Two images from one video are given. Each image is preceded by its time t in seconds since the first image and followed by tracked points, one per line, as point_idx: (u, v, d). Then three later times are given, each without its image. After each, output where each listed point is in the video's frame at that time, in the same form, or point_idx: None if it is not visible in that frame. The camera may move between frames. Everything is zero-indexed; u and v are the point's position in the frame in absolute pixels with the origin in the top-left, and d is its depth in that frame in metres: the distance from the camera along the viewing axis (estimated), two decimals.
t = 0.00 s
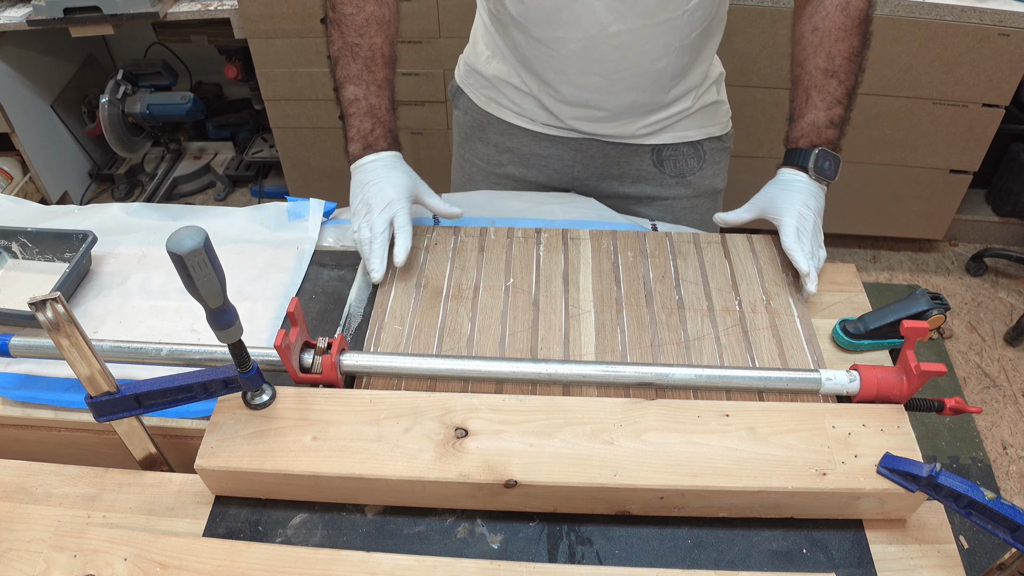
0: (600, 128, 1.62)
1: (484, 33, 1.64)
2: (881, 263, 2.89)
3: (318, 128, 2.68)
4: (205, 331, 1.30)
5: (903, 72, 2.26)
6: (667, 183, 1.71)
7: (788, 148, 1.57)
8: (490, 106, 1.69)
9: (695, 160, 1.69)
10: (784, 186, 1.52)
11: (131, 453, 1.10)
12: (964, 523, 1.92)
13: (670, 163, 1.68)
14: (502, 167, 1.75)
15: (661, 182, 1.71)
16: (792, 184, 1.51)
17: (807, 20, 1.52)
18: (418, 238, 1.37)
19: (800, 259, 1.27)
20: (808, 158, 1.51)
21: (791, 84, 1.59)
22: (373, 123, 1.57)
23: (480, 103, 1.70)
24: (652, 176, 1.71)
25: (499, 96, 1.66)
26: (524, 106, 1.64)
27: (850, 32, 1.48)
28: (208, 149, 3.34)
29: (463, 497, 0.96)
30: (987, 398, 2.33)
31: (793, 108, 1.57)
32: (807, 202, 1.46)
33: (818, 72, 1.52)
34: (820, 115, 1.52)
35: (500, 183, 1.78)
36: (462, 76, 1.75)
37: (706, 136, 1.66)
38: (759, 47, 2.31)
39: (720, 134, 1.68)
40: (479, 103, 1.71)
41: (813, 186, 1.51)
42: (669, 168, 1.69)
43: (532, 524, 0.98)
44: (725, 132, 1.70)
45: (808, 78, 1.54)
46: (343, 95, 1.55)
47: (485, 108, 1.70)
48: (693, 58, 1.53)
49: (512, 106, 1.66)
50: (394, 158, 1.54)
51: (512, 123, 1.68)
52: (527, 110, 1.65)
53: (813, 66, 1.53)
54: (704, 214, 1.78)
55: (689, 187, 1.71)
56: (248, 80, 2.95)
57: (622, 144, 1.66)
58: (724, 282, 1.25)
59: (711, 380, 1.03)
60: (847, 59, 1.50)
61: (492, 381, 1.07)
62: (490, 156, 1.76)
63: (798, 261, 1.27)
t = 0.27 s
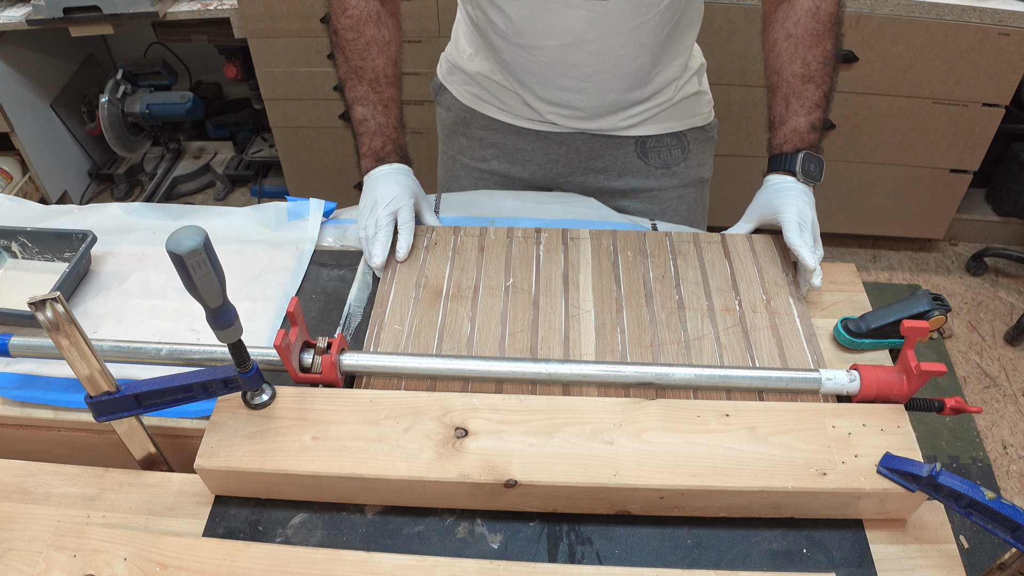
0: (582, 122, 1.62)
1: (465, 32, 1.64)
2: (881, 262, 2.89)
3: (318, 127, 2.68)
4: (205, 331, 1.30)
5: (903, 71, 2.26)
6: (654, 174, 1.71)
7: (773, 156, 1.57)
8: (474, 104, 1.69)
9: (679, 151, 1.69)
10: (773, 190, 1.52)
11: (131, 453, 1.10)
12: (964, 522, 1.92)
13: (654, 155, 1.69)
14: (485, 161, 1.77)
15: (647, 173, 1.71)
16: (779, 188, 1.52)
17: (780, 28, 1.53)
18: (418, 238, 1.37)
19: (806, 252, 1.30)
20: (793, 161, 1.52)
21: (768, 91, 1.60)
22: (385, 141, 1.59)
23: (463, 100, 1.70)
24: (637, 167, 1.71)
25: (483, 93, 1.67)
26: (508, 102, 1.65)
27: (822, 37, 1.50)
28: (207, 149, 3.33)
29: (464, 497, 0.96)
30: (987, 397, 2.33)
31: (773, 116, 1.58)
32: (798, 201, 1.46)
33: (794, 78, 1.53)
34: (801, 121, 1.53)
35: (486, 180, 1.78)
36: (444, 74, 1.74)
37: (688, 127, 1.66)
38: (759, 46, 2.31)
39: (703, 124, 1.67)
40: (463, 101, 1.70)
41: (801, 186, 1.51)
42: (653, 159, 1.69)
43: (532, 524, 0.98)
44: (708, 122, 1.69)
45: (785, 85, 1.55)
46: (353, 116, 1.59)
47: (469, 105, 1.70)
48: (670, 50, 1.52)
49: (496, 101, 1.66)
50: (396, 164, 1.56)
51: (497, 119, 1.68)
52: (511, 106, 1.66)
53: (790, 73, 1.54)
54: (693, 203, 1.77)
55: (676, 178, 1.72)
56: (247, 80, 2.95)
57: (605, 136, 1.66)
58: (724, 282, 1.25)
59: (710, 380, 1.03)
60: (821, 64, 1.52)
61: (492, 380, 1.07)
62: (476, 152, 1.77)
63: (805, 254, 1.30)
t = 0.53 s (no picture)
0: (592, 123, 1.68)
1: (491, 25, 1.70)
2: (881, 263, 2.89)
3: (318, 128, 2.68)
4: (205, 332, 1.30)
5: (903, 72, 2.26)
6: (659, 178, 1.78)
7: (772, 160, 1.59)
8: (494, 94, 1.73)
9: (687, 157, 1.75)
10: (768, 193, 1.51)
11: (132, 454, 1.10)
12: (964, 523, 1.91)
13: (661, 159, 1.75)
14: (500, 152, 1.81)
15: (653, 176, 1.78)
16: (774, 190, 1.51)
17: (792, 37, 1.59)
18: (418, 239, 1.35)
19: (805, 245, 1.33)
20: (791, 167, 1.52)
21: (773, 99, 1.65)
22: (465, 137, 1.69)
23: (484, 90, 1.75)
24: (644, 171, 1.77)
25: (503, 85, 1.71)
26: (528, 97, 1.70)
27: (831, 50, 1.56)
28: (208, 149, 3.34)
29: (464, 497, 0.96)
30: (987, 398, 2.33)
31: (775, 122, 1.62)
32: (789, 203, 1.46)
33: (800, 87, 1.58)
34: (802, 127, 1.57)
35: (499, 171, 1.83)
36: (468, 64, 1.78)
37: (699, 135, 1.71)
38: (759, 47, 2.31)
39: (714, 133, 1.72)
40: (485, 91, 1.75)
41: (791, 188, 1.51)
42: (660, 164, 1.76)
43: (533, 525, 0.98)
44: (719, 132, 1.74)
45: (790, 93, 1.60)
46: (428, 120, 1.71)
47: (489, 95, 1.75)
48: (685, 58, 1.58)
49: (517, 95, 1.71)
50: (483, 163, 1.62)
51: (515, 111, 1.73)
52: (530, 100, 1.70)
53: (796, 81, 1.59)
54: (696, 208, 1.85)
55: (678, 183, 1.79)
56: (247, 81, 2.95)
57: (614, 136, 1.71)
58: (724, 283, 1.25)
59: (710, 381, 1.03)
60: (826, 76, 1.58)
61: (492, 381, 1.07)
62: (492, 141, 1.82)
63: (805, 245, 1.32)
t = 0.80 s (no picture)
0: (636, 120, 1.66)
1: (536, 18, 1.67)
2: (881, 264, 2.90)
3: (318, 130, 2.69)
4: (206, 333, 1.30)
5: (902, 74, 2.27)
6: (697, 174, 1.75)
7: (771, 158, 1.58)
8: (541, 88, 1.71)
9: (724, 153, 1.73)
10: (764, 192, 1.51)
11: (133, 454, 1.10)
12: (963, 523, 1.92)
13: (701, 154, 1.72)
14: (544, 144, 1.79)
15: (691, 172, 1.75)
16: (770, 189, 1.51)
17: (811, 50, 1.59)
18: (418, 239, 1.36)
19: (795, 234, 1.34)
20: (789, 166, 1.52)
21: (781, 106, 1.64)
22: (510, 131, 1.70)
23: (529, 83, 1.73)
24: (684, 165, 1.74)
25: (549, 78, 1.69)
26: (572, 90, 1.68)
27: (847, 68, 1.55)
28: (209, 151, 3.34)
29: (464, 498, 0.97)
30: (986, 398, 2.33)
31: (780, 126, 1.62)
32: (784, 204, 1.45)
33: (811, 96, 1.58)
34: (804, 132, 1.57)
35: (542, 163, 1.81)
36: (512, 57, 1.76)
37: (737, 132, 1.71)
38: (758, 49, 2.31)
39: (750, 129, 1.72)
40: (530, 85, 1.73)
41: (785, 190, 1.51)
42: (700, 159, 1.73)
43: (533, 525, 0.99)
44: (755, 129, 1.74)
45: (799, 100, 1.60)
46: (474, 115, 1.71)
47: (535, 89, 1.73)
48: (731, 55, 1.58)
49: (561, 88, 1.69)
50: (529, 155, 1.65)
51: (561, 104, 1.71)
52: (575, 94, 1.68)
53: (807, 89, 1.58)
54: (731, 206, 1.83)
55: (717, 179, 1.75)
56: (248, 82, 2.95)
57: (657, 132, 1.69)
58: (724, 284, 1.25)
59: (711, 382, 1.04)
60: (837, 91, 1.57)
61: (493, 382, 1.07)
62: (534, 134, 1.79)
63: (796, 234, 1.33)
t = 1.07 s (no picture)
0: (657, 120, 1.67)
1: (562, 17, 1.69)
2: (880, 265, 2.90)
3: (319, 131, 2.69)
4: (207, 334, 1.30)
5: (902, 75, 2.27)
6: (715, 174, 1.75)
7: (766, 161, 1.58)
8: (564, 86, 1.73)
9: (744, 155, 1.73)
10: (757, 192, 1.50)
11: (134, 455, 1.10)
12: (962, 524, 1.92)
13: (720, 155, 1.73)
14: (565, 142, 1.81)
15: (710, 172, 1.75)
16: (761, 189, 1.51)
17: (813, 57, 1.59)
18: (419, 241, 1.36)
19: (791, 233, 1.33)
20: (783, 169, 1.51)
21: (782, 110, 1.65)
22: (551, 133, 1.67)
23: (553, 82, 1.74)
24: (702, 165, 1.74)
25: (572, 76, 1.71)
26: (595, 89, 1.69)
27: (848, 77, 1.55)
28: (210, 152, 3.33)
29: (464, 498, 0.97)
30: (985, 399, 2.33)
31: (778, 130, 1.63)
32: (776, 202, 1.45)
33: (809, 103, 1.58)
34: (800, 138, 1.57)
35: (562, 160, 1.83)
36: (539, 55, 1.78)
37: (758, 134, 1.71)
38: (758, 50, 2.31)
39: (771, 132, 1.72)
40: (554, 83, 1.75)
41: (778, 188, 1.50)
42: (718, 160, 1.73)
43: (533, 526, 0.99)
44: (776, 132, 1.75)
45: (798, 106, 1.60)
46: (513, 115, 1.67)
47: (559, 87, 1.75)
48: (757, 57, 1.58)
49: (584, 86, 1.70)
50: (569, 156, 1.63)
51: (583, 103, 1.72)
52: (597, 93, 1.69)
53: (806, 96, 1.59)
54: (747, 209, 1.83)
55: (734, 180, 1.75)
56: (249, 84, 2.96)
57: (678, 132, 1.70)
58: (724, 285, 1.26)
59: (710, 383, 1.04)
60: (836, 100, 1.57)
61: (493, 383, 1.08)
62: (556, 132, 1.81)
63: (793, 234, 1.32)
